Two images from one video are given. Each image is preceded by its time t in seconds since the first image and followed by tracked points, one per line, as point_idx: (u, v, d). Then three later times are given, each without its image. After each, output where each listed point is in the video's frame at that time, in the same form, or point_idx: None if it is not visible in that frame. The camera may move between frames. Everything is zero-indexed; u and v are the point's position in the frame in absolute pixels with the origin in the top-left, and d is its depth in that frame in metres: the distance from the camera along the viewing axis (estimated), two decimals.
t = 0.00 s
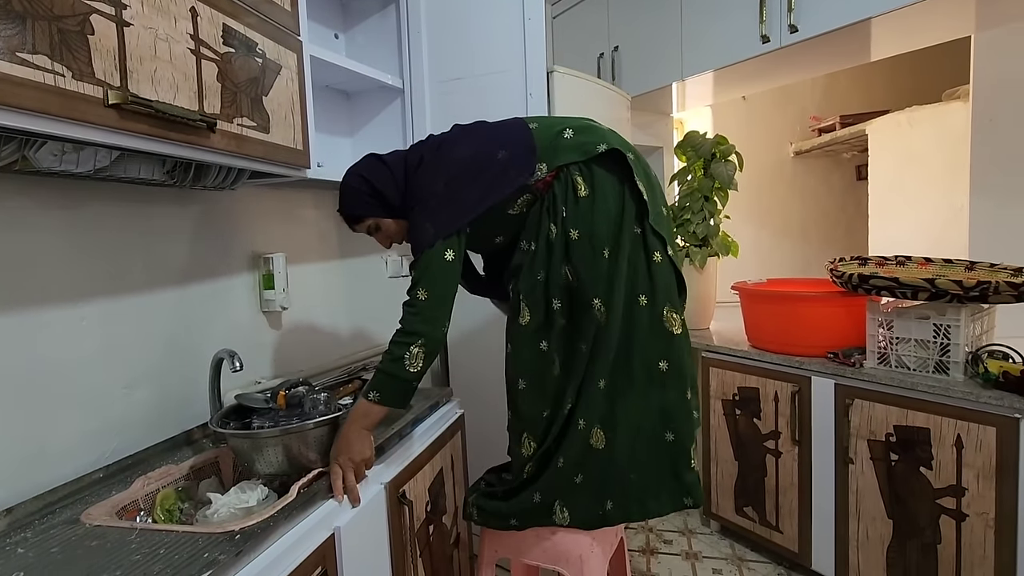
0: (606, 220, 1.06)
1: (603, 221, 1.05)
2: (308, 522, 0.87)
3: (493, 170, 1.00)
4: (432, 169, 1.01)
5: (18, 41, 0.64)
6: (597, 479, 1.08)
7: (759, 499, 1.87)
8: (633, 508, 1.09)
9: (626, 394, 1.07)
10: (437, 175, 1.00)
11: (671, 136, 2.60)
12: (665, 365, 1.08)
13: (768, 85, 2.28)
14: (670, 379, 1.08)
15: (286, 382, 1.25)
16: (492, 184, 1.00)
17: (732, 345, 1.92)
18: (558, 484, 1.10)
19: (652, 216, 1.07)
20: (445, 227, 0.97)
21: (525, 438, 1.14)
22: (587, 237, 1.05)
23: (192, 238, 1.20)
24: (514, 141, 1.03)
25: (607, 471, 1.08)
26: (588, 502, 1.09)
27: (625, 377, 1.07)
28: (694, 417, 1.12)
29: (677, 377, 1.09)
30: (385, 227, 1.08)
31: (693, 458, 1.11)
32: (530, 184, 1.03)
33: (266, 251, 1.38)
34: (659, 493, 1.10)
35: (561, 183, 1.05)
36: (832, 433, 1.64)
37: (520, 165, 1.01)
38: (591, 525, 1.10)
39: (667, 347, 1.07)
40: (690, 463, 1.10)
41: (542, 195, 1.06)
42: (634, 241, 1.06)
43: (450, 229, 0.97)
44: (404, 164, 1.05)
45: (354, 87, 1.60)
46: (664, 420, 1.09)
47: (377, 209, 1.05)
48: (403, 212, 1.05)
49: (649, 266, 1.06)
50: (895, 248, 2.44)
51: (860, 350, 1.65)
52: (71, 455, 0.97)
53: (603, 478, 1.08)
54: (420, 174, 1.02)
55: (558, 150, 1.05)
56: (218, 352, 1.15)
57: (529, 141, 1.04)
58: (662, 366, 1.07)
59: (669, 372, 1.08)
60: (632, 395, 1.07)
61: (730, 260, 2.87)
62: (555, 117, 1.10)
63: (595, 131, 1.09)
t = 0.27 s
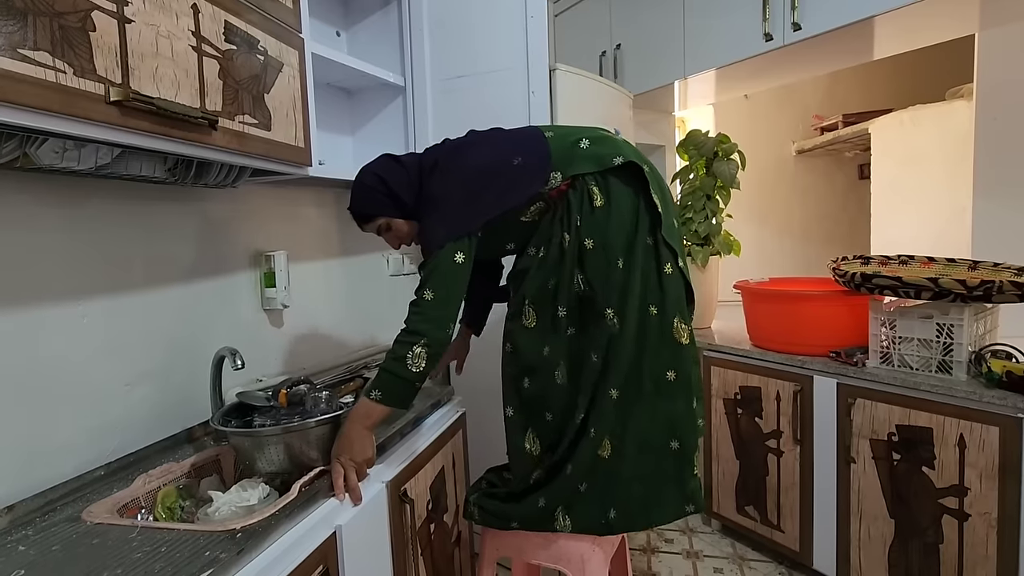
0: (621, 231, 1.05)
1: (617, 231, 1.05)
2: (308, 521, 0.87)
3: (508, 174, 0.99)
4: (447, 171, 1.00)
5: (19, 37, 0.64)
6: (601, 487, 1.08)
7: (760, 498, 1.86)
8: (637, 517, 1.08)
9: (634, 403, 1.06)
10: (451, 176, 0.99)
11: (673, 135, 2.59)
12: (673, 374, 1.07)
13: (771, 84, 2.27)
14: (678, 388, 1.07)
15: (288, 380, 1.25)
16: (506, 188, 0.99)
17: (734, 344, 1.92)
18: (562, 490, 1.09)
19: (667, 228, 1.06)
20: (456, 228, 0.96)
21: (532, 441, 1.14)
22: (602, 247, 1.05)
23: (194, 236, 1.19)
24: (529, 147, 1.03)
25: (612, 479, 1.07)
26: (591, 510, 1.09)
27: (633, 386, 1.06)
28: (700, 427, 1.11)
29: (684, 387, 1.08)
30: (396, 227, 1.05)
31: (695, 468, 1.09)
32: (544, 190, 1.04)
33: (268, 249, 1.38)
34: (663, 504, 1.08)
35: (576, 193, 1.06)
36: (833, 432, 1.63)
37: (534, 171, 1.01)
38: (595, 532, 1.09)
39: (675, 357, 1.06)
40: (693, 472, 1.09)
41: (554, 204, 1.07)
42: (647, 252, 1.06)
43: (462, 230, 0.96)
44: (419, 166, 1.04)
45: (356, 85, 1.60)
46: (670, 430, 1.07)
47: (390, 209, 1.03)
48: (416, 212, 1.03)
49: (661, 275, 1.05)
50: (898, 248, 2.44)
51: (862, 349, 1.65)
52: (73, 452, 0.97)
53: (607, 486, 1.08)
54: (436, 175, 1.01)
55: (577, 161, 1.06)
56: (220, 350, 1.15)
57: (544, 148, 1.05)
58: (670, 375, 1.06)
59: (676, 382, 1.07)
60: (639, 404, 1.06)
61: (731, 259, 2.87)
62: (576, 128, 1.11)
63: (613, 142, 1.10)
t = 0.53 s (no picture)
0: (636, 220, 1.05)
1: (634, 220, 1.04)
2: (311, 518, 0.87)
3: (520, 173, 0.99)
4: (458, 171, 1.00)
5: (20, 31, 0.63)
6: (606, 475, 1.08)
7: (762, 496, 1.86)
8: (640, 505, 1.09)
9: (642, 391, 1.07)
10: (463, 176, 0.99)
11: (675, 132, 2.58)
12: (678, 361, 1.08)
13: (775, 81, 2.26)
14: (682, 375, 1.09)
15: (289, 376, 1.25)
16: (518, 187, 0.99)
17: (736, 342, 1.91)
18: (567, 479, 1.09)
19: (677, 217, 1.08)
20: (467, 227, 0.96)
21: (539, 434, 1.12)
22: (618, 238, 1.04)
23: (195, 232, 1.19)
24: (541, 145, 1.02)
25: (618, 468, 1.08)
26: (595, 498, 1.09)
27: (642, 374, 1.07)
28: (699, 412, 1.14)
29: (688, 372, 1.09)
30: (408, 228, 1.04)
31: (694, 452, 1.11)
32: (554, 187, 1.03)
33: (269, 246, 1.38)
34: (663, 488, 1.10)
35: (592, 186, 1.04)
36: (836, 431, 1.63)
37: (546, 170, 1.00)
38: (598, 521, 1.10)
39: (681, 345, 1.08)
40: (691, 456, 1.11)
41: (568, 198, 1.05)
42: (659, 241, 1.06)
43: (473, 229, 0.97)
44: (431, 164, 1.03)
45: (358, 81, 1.60)
46: (672, 415, 1.09)
47: (404, 210, 1.02)
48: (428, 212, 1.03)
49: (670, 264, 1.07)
50: (901, 246, 2.43)
51: (865, 348, 1.65)
52: (75, 448, 0.97)
53: (612, 475, 1.08)
54: (447, 175, 1.01)
55: (593, 153, 1.04)
56: (222, 347, 1.15)
57: (555, 146, 1.03)
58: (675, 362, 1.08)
59: (681, 369, 1.08)
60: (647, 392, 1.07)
61: (733, 258, 2.86)
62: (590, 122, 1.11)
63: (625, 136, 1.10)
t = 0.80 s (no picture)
0: (648, 225, 1.03)
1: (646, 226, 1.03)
2: (313, 514, 0.87)
3: (523, 179, 0.99)
4: (462, 172, 0.99)
5: (22, 25, 0.63)
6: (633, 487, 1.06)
7: (763, 495, 1.86)
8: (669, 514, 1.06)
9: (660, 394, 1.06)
10: (466, 177, 0.99)
11: (678, 130, 2.58)
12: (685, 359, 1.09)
13: (778, 78, 2.25)
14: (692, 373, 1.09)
15: (291, 373, 1.25)
16: (519, 194, 0.99)
17: (738, 341, 1.91)
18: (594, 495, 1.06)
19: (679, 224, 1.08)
20: (469, 226, 0.96)
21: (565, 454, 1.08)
22: (632, 242, 1.03)
23: (198, 229, 1.19)
24: (545, 153, 1.02)
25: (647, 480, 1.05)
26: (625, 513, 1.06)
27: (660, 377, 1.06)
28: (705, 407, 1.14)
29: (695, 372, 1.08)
30: (409, 228, 1.02)
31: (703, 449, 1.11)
32: (556, 195, 1.04)
33: (271, 242, 1.38)
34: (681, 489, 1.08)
35: (595, 195, 1.04)
36: (837, 429, 1.63)
37: (548, 177, 1.01)
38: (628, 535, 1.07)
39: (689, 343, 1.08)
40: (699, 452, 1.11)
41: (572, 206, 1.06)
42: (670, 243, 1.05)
43: (474, 228, 0.96)
44: (436, 165, 1.03)
45: (359, 78, 1.60)
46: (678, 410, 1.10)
47: (406, 209, 1.01)
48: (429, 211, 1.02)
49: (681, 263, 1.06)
50: (904, 244, 2.42)
51: (867, 346, 1.64)
52: (77, 443, 0.97)
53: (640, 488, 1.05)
54: (451, 175, 1.00)
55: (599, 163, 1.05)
56: (224, 343, 1.15)
57: (558, 156, 1.03)
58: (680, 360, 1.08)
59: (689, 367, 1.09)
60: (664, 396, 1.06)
61: (735, 256, 2.86)
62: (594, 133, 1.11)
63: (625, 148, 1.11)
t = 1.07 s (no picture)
0: (625, 277, 0.99)
1: (624, 277, 0.99)
2: (314, 512, 0.87)
3: (519, 206, 0.99)
4: (462, 185, 1.00)
5: (26, 24, 0.63)
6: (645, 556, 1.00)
7: (764, 493, 1.86)
8: None
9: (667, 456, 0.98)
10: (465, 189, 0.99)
11: (680, 129, 2.57)
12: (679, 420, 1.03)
13: (780, 77, 2.25)
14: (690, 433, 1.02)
15: (293, 371, 1.25)
16: (513, 220, 0.98)
17: (739, 340, 1.91)
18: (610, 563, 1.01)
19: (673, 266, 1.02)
20: (460, 234, 0.96)
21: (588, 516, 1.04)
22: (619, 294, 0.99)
23: (200, 227, 1.19)
24: (542, 187, 1.02)
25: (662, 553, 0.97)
26: None
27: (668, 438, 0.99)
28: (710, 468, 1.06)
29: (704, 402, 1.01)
30: (405, 235, 1.03)
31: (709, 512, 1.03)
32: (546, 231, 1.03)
33: (272, 240, 1.38)
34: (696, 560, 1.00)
35: (578, 242, 1.02)
36: (839, 428, 1.62)
37: (541, 206, 1.01)
38: None
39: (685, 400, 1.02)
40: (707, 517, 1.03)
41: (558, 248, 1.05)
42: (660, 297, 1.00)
43: (466, 238, 0.96)
44: (440, 179, 1.03)
45: (361, 76, 1.61)
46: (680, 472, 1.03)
47: (404, 217, 1.01)
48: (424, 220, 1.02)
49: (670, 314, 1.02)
50: (906, 244, 2.42)
51: (868, 345, 1.64)
52: (80, 440, 0.97)
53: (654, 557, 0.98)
54: (450, 187, 1.01)
55: (582, 211, 1.02)
56: (225, 341, 1.15)
57: (554, 192, 1.02)
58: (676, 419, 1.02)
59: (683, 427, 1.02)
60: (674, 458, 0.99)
61: (737, 255, 2.85)
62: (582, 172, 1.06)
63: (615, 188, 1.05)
